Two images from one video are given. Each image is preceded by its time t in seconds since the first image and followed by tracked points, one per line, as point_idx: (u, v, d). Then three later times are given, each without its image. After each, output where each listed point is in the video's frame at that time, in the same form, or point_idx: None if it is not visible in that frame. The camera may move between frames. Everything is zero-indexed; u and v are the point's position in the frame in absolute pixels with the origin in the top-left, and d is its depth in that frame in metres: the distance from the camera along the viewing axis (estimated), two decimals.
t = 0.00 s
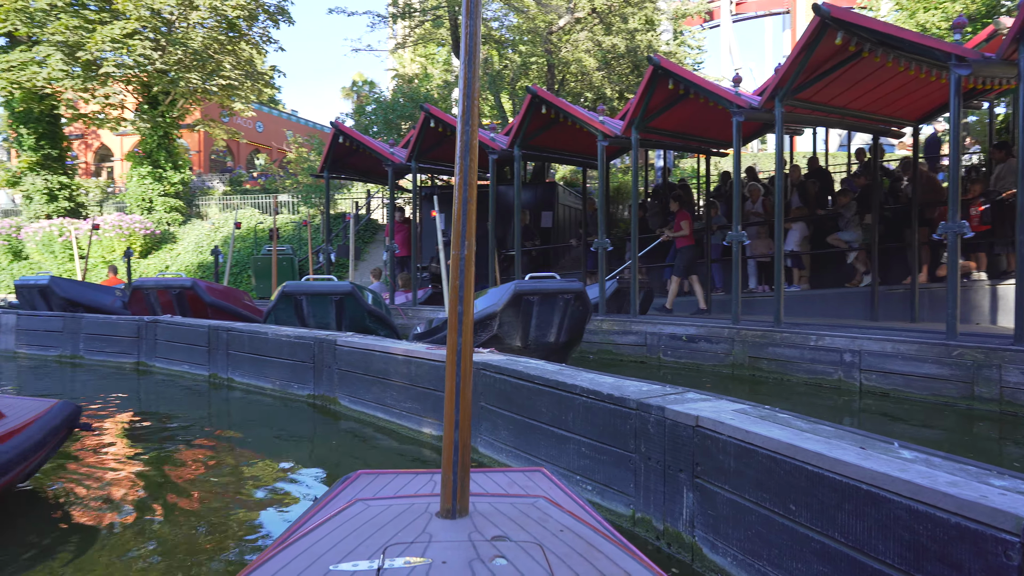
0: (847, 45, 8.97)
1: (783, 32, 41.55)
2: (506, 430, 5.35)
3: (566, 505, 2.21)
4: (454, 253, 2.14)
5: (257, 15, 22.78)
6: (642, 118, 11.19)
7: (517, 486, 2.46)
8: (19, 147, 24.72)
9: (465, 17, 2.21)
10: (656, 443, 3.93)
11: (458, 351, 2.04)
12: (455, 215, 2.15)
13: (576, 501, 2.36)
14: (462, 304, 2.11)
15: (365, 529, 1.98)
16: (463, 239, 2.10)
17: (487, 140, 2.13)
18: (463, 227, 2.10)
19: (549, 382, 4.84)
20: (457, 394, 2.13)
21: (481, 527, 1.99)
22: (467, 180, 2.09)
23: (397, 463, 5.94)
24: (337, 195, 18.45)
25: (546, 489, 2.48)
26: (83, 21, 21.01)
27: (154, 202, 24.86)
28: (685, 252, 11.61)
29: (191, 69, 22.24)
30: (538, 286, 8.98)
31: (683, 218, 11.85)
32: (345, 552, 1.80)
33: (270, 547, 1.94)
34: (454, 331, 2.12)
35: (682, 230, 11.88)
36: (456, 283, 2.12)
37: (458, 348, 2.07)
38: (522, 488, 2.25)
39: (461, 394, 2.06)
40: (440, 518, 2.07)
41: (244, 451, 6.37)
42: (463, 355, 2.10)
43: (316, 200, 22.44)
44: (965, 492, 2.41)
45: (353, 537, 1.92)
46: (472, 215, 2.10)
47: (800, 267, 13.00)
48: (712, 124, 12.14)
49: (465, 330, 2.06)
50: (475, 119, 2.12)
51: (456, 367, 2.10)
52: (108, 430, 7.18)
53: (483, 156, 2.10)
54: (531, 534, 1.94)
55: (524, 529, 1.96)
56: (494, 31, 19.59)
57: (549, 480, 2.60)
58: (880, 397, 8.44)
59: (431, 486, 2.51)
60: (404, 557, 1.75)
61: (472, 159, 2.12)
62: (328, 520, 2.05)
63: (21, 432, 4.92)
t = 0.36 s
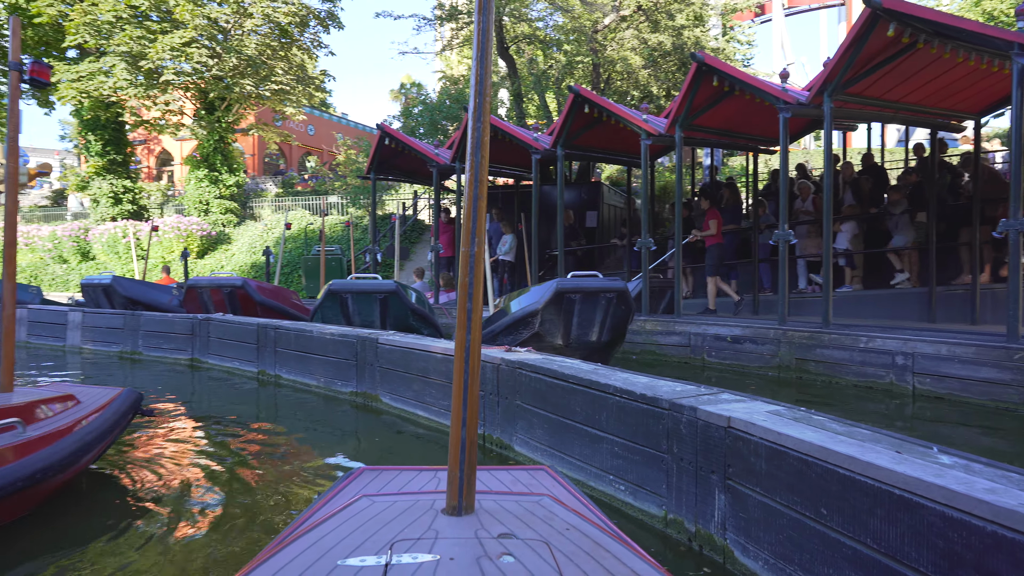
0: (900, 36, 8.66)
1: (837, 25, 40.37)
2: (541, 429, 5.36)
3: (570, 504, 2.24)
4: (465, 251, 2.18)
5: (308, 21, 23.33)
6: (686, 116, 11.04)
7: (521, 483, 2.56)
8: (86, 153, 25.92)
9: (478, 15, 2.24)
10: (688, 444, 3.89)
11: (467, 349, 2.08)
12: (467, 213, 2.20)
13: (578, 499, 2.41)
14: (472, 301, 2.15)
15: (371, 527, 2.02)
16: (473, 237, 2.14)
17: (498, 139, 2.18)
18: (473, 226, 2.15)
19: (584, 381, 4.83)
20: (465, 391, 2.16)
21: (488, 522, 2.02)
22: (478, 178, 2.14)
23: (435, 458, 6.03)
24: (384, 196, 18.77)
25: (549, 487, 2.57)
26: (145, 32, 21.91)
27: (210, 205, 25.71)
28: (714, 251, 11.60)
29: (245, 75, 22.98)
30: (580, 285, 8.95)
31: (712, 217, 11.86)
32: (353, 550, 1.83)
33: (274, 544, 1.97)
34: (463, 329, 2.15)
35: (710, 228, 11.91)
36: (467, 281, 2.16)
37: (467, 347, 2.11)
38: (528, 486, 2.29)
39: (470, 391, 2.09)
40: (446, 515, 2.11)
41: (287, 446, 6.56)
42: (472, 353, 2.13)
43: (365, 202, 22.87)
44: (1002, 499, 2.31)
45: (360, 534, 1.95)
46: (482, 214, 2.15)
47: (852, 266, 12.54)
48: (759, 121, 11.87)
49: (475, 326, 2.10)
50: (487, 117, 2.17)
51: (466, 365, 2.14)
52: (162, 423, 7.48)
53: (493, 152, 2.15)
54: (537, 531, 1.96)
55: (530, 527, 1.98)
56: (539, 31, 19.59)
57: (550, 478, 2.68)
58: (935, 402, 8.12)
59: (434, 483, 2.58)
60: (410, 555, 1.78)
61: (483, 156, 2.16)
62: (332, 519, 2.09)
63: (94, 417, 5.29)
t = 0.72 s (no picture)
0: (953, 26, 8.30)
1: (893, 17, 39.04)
2: (569, 430, 5.34)
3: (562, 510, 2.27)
4: (466, 252, 2.19)
5: (354, 26, 23.75)
6: (727, 113, 10.83)
7: (513, 488, 2.62)
8: (145, 157, 26.96)
9: (483, 14, 2.23)
10: (713, 448, 3.81)
11: (464, 350, 2.10)
12: (470, 214, 2.20)
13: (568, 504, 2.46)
14: (471, 304, 2.16)
15: (362, 530, 2.04)
16: (475, 239, 2.15)
17: (502, 138, 2.18)
18: (475, 228, 2.16)
19: (611, 382, 4.78)
20: (461, 391, 2.17)
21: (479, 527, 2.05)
22: (480, 179, 2.15)
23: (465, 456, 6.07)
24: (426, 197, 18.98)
25: (540, 492, 2.63)
26: (200, 40, 22.66)
27: (260, 206, 26.40)
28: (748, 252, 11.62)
29: (294, 80, 23.55)
30: (617, 285, 8.88)
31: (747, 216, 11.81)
32: (344, 554, 1.84)
33: (265, 545, 2.00)
34: (461, 331, 2.17)
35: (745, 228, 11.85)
36: (466, 282, 2.17)
37: (465, 348, 2.13)
38: (521, 491, 2.32)
39: (465, 393, 2.11)
40: (439, 519, 2.15)
41: (322, 442, 6.69)
42: (470, 356, 2.15)
43: (409, 203, 23.17)
44: None
45: (352, 537, 1.97)
46: (484, 217, 2.16)
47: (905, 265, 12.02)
48: (805, 118, 11.55)
49: (473, 328, 2.11)
50: (492, 117, 2.17)
51: (464, 368, 2.16)
52: (206, 418, 7.72)
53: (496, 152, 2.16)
54: (530, 536, 1.98)
55: (522, 532, 2.00)
56: (582, 30, 19.46)
57: (542, 483, 2.73)
58: (989, 408, 7.77)
59: (425, 486, 2.63)
60: (402, 558, 1.79)
61: (486, 157, 2.17)
62: (324, 521, 2.12)
63: (146, 414, 5.44)
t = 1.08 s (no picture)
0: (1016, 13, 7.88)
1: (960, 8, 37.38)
2: (601, 431, 5.33)
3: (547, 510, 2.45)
4: (450, 253, 2.30)
5: (404, 29, 24.14)
6: (775, 110, 10.59)
7: (501, 487, 2.84)
8: (205, 162, 27.99)
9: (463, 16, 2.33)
10: (742, 451, 3.74)
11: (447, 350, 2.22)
12: (452, 215, 2.31)
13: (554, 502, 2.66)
14: (454, 302, 2.27)
15: (347, 533, 2.14)
16: (456, 240, 2.26)
17: (481, 139, 2.27)
18: (457, 229, 2.26)
19: (642, 384, 4.75)
20: (447, 390, 2.28)
21: (467, 529, 2.19)
22: (461, 181, 2.25)
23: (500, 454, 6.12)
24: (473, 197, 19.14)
25: (528, 492, 2.85)
26: (257, 47, 23.38)
27: (314, 208, 27.08)
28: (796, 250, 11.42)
29: (346, 84, 24.10)
30: (658, 287, 8.80)
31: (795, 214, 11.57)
32: (331, 558, 1.94)
33: (256, 546, 2.11)
34: (446, 330, 2.28)
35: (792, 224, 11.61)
36: (449, 283, 2.28)
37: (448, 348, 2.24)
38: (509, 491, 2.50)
39: (449, 393, 2.23)
40: (426, 519, 2.28)
41: (362, 437, 6.85)
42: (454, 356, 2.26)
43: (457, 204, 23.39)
44: None
45: (339, 540, 2.08)
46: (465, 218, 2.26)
47: (969, 265, 11.47)
48: (858, 114, 11.18)
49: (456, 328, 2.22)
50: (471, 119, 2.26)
51: (448, 367, 2.27)
52: (255, 412, 8.00)
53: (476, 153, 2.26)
54: (516, 537, 2.11)
55: (508, 533, 2.15)
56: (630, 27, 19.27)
57: (529, 483, 2.96)
58: None
59: (414, 488, 2.80)
60: (389, 560, 1.89)
61: (468, 156, 2.27)
62: (312, 523, 2.23)
63: (203, 402, 5.77)
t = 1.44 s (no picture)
0: None
1: None
2: (643, 431, 5.29)
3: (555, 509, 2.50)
4: (449, 253, 2.37)
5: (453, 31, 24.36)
6: (830, 105, 10.28)
7: (510, 488, 2.91)
8: (262, 165, 28.85)
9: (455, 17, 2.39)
10: (785, 456, 3.67)
11: (449, 350, 2.29)
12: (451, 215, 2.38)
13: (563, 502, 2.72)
14: (454, 304, 2.34)
15: (357, 538, 2.20)
16: (455, 241, 2.33)
17: (475, 141, 2.35)
18: (454, 230, 2.34)
19: (684, 385, 4.69)
20: (450, 389, 2.34)
21: (476, 529, 2.25)
22: (456, 182, 2.32)
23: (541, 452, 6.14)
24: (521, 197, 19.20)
25: (537, 491, 2.91)
26: (311, 52, 23.96)
27: (366, 209, 27.61)
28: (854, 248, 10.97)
29: (397, 87, 24.47)
30: (708, 287, 8.65)
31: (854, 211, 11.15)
32: (343, 561, 2.01)
33: (268, 551, 2.18)
34: (447, 331, 2.34)
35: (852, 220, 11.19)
36: (450, 283, 2.34)
37: (450, 348, 2.31)
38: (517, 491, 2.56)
39: (452, 392, 2.30)
40: (435, 521, 2.35)
41: (407, 433, 6.97)
42: (456, 356, 2.33)
43: (505, 204, 23.48)
44: None
45: (349, 544, 2.14)
46: (463, 219, 2.33)
47: None
48: (920, 108, 10.75)
49: (457, 328, 2.30)
50: (465, 120, 2.34)
51: (450, 366, 2.33)
52: (305, 408, 8.23)
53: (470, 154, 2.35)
54: (527, 538, 2.18)
55: (518, 533, 2.21)
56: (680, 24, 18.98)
57: (537, 482, 3.00)
58: None
59: (423, 490, 2.88)
60: (401, 562, 1.96)
61: (462, 157, 2.37)
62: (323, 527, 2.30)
63: (262, 391, 6.08)
